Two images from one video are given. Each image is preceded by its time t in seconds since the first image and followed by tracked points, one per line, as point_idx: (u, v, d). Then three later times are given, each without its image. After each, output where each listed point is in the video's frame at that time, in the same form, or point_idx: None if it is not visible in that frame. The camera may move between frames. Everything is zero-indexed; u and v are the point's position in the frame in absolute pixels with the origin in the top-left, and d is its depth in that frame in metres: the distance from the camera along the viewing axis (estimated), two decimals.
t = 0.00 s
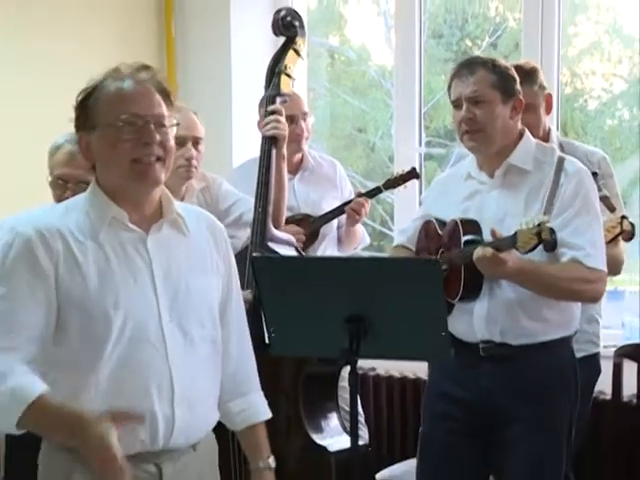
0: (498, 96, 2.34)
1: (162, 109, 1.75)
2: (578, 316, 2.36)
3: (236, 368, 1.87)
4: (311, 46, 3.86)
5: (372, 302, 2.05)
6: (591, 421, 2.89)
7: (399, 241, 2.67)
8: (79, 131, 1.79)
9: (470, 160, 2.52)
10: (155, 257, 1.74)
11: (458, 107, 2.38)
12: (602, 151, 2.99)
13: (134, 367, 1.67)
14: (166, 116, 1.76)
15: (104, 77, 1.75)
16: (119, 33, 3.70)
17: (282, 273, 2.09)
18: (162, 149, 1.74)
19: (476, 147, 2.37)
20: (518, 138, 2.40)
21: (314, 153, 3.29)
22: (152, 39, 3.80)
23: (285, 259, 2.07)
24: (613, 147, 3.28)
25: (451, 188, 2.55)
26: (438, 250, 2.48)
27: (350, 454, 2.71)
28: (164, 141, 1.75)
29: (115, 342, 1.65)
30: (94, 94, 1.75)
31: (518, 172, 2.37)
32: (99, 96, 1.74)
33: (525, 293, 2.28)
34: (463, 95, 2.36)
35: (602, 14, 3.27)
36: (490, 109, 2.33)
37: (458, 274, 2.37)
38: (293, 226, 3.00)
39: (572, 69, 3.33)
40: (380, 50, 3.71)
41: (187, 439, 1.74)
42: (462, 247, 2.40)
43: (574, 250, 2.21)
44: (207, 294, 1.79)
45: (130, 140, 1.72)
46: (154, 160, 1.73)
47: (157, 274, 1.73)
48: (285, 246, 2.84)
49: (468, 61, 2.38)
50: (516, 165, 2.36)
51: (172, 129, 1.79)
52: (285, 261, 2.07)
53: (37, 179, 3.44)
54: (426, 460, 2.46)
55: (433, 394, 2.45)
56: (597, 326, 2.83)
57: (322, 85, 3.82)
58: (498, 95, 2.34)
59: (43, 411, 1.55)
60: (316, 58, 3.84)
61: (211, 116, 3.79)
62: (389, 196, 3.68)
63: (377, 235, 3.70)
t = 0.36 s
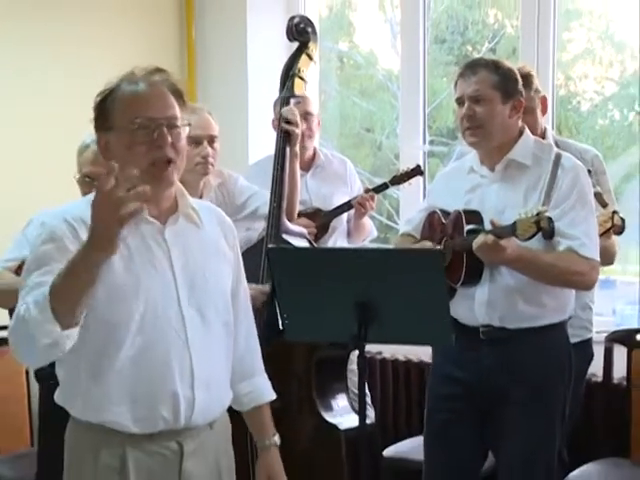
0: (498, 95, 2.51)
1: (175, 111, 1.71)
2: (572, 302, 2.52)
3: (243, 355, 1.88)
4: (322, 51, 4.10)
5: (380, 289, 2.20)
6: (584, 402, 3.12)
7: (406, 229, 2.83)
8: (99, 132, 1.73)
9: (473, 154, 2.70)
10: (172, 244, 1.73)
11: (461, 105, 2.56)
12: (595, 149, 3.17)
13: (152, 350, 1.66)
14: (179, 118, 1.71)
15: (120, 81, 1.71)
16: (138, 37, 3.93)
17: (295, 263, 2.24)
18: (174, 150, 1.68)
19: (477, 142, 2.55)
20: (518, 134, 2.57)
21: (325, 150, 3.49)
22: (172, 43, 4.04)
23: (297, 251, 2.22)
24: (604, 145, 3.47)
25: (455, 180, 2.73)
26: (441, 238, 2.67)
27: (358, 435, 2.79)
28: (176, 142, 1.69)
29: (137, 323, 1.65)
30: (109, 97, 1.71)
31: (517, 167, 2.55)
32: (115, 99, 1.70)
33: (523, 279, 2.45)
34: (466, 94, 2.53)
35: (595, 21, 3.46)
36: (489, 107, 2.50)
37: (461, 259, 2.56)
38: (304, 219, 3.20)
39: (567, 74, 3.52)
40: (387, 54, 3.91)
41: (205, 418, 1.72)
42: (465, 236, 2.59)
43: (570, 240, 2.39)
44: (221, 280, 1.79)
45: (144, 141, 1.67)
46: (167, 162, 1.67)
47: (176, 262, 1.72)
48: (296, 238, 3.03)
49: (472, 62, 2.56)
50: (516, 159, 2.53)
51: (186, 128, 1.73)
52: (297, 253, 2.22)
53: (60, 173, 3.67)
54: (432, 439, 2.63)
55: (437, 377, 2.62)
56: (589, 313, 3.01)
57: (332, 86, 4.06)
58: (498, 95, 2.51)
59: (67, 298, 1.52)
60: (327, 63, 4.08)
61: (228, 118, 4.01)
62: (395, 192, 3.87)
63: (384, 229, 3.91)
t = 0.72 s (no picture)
0: (489, 100, 2.73)
1: (184, 113, 1.91)
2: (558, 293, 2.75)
3: (252, 344, 2.08)
4: (329, 57, 4.34)
5: (381, 280, 2.41)
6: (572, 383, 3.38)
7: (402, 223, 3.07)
8: (116, 134, 1.94)
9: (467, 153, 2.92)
10: (184, 240, 1.91)
11: (454, 108, 2.78)
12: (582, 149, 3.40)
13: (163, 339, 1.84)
14: (188, 118, 1.91)
15: (133, 85, 1.91)
16: (151, 44, 4.16)
17: (304, 256, 2.44)
18: (183, 150, 1.89)
19: (470, 143, 2.78)
20: (508, 135, 2.79)
21: (331, 150, 3.72)
22: (191, 50, 4.33)
23: (305, 244, 2.42)
24: (591, 146, 3.71)
25: (451, 177, 2.96)
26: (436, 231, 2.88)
27: (361, 410, 3.00)
28: (185, 142, 1.90)
29: (149, 314, 1.83)
30: (125, 100, 1.91)
31: (508, 165, 2.78)
32: (130, 101, 1.90)
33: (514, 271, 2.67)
34: (459, 99, 2.75)
35: (583, 31, 3.70)
36: (481, 111, 2.73)
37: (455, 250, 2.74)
38: (312, 214, 3.43)
39: (555, 81, 3.76)
40: (389, 61, 4.16)
41: (214, 400, 1.90)
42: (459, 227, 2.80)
43: (556, 233, 2.62)
44: (229, 275, 1.97)
45: (156, 143, 1.88)
46: (175, 162, 1.89)
47: (187, 254, 1.91)
48: (305, 232, 3.25)
49: (465, 68, 2.78)
50: (508, 159, 2.77)
51: (194, 129, 1.94)
52: (306, 245, 2.42)
53: (83, 173, 3.90)
54: (429, 419, 2.84)
55: (435, 362, 2.83)
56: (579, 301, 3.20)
57: (338, 90, 4.31)
58: (489, 100, 2.73)
59: (107, 380, 1.70)
60: (333, 69, 4.32)
61: (240, 118, 4.33)
62: (396, 188, 4.12)
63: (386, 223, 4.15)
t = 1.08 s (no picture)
0: (476, 102, 2.91)
1: (195, 114, 2.02)
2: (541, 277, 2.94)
3: (264, 330, 2.16)
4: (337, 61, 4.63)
5: (390, 271, 2.52)
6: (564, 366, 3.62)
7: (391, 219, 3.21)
8: (132, 133, 2.06)
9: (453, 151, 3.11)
10: (194, 234, 2.03)
11: (442, 109, 2.95)
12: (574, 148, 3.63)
13: (173, 326, 1.96)
14: (198, 118, 2.03)
15: (148, 88, 2.02)
16: (165, 49, 4.40)
17: (314, 247, 2.57)
18: (192, 149, 2.01)
19: (458, 141, 2.95)
20: (492, 133, 2.98)
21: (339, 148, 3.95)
22: (209, 55, 4.64)
23: (316, 236, 2.55)
24: (582, 145, 3.96)
25: (438, 175, 3.13)
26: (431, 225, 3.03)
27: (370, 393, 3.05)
28: (194, 141, 2.02)
29: (161, 303, 1.95)
30: (139, 103, 2.03)
31: (493, 162, 2.97)
32: (144, 104, 2.02)
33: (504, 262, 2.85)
34: (447, 101, 2.92)
35: (574, 38, 3.97)
36: (469, 113, 2.90)
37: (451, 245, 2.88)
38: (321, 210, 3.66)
39: (549, 84, 4.05)
40: (393, 66, 4.45)
41: (223, 383, 2.02)
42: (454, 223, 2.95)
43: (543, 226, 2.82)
44: (238, 266, 2.08)
45: (167, 142, 1.99)
46: (188, 161, 2.01)
47: (196, 248, 2.02)
48: (314, 225, 3.47)
49: (451, 71, 2.94)
50: (494, 156, 2.95)
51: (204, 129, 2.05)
52: (316, 237, 2.55)
53: (104, 172, 4.13)
54: (429, 401, 3.05)
55: (429, 347, 3.02)
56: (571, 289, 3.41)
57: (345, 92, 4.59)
58: (476, 101, 2.91)
59: (101, 408, 1.89)
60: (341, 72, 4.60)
61: (255, 121, 4.63)
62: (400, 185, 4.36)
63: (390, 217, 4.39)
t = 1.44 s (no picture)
0: (448, 110, 2.86)
1: (200, 114, 2.05)
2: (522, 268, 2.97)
3: (269, 327, 2.20)
4: (343, 64, 4.74)
5: (395, 270, 2.59)
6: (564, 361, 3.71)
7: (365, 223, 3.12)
8: (139, 134, 2.09)
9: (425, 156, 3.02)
10: (199, 233, 2.04)
11: (415, 120, 2.89)
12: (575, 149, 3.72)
13: (178, 324, 1.97)
14: (204, 120, 2.06)
15: (154, 90, 2.05)
16: (173, 53, 4.49)
17: (321, 245, 2.64)
18: (198, 149, 2.03)
19: (433, 150, 2.91)
20: (465, 137, 2.94)
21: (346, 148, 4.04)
22: (218, 59, 4.75)
23: (324, 235, 2.62)
24: (582, 146, 4.06)
25: (412, 180, 3.05)
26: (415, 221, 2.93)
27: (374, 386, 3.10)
28: (200, 140, 2.04)
29: (166, 301, 1.96)
30: (146, 104, 2.05)
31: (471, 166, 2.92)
32: (151, 105, 2.05)
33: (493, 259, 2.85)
34: (420, 112, 2.86)
35: (573, 41, 4.06)
36: (442, 122, 2.86)
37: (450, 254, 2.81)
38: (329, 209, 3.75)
39: (549, 87, 4.15)
40: (397, 70, 4.56)
41: (227, 378, 2.04)
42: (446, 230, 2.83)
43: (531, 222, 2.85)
44: (243, 263, 2.10)
45: (174, 143, 2.02)
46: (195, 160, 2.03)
47: (201, 247, 2.03)
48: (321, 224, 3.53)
49: (421, 81, 2.88)
50: (469, 159, 2.91)
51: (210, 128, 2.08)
52: (322, 236, 2.62)
53: (114, 172, 4.22)
54: (426, 397, 3.02)
55: (421, 343, 2.98)
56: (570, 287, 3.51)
57: (351, 95, 4.70)
58: (448, 110, 2.86)
59: (112, 402, 1.91)
60: (347, 75, 4.71)
61: (262, 123, 4.74)
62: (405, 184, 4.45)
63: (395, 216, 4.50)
